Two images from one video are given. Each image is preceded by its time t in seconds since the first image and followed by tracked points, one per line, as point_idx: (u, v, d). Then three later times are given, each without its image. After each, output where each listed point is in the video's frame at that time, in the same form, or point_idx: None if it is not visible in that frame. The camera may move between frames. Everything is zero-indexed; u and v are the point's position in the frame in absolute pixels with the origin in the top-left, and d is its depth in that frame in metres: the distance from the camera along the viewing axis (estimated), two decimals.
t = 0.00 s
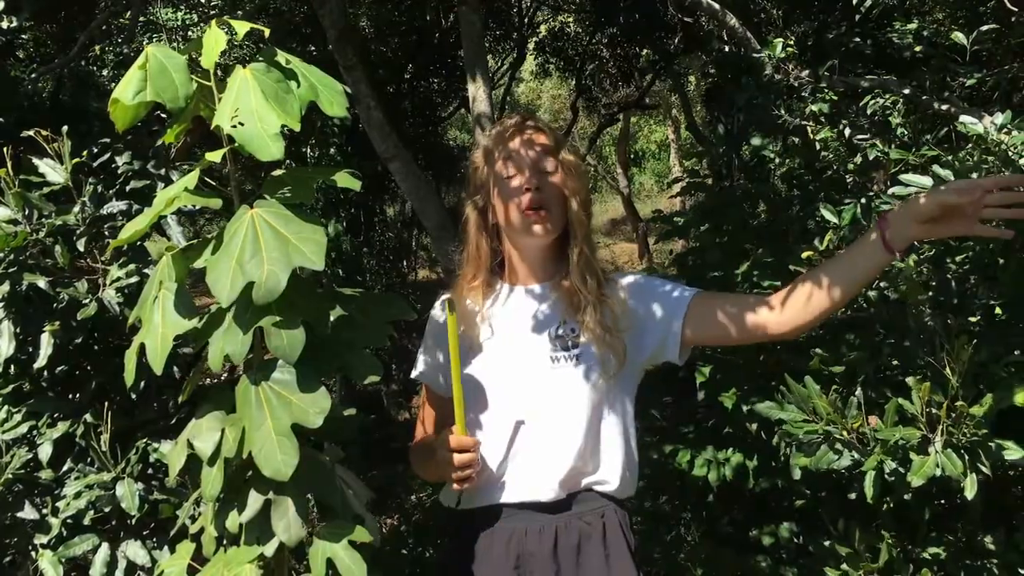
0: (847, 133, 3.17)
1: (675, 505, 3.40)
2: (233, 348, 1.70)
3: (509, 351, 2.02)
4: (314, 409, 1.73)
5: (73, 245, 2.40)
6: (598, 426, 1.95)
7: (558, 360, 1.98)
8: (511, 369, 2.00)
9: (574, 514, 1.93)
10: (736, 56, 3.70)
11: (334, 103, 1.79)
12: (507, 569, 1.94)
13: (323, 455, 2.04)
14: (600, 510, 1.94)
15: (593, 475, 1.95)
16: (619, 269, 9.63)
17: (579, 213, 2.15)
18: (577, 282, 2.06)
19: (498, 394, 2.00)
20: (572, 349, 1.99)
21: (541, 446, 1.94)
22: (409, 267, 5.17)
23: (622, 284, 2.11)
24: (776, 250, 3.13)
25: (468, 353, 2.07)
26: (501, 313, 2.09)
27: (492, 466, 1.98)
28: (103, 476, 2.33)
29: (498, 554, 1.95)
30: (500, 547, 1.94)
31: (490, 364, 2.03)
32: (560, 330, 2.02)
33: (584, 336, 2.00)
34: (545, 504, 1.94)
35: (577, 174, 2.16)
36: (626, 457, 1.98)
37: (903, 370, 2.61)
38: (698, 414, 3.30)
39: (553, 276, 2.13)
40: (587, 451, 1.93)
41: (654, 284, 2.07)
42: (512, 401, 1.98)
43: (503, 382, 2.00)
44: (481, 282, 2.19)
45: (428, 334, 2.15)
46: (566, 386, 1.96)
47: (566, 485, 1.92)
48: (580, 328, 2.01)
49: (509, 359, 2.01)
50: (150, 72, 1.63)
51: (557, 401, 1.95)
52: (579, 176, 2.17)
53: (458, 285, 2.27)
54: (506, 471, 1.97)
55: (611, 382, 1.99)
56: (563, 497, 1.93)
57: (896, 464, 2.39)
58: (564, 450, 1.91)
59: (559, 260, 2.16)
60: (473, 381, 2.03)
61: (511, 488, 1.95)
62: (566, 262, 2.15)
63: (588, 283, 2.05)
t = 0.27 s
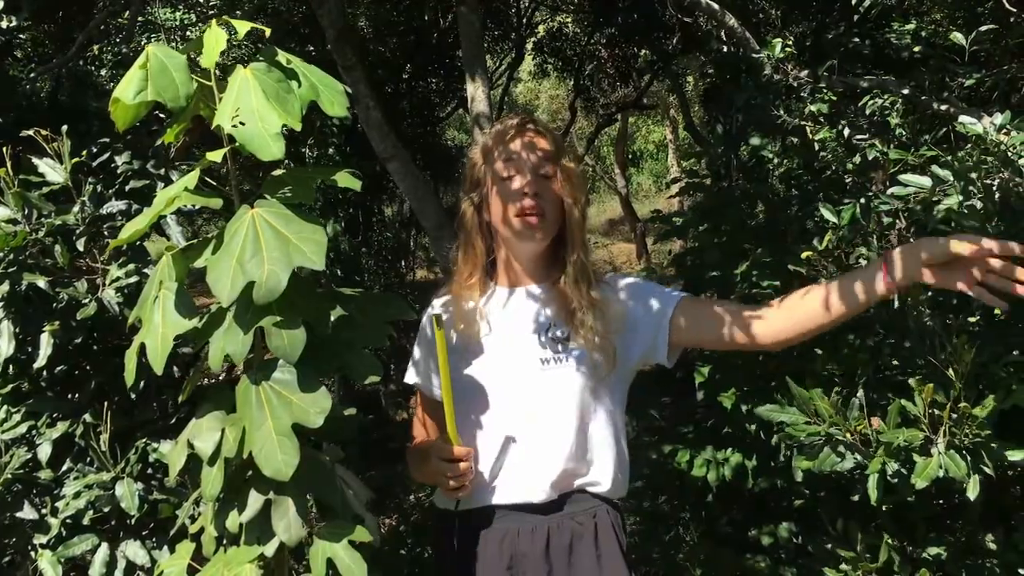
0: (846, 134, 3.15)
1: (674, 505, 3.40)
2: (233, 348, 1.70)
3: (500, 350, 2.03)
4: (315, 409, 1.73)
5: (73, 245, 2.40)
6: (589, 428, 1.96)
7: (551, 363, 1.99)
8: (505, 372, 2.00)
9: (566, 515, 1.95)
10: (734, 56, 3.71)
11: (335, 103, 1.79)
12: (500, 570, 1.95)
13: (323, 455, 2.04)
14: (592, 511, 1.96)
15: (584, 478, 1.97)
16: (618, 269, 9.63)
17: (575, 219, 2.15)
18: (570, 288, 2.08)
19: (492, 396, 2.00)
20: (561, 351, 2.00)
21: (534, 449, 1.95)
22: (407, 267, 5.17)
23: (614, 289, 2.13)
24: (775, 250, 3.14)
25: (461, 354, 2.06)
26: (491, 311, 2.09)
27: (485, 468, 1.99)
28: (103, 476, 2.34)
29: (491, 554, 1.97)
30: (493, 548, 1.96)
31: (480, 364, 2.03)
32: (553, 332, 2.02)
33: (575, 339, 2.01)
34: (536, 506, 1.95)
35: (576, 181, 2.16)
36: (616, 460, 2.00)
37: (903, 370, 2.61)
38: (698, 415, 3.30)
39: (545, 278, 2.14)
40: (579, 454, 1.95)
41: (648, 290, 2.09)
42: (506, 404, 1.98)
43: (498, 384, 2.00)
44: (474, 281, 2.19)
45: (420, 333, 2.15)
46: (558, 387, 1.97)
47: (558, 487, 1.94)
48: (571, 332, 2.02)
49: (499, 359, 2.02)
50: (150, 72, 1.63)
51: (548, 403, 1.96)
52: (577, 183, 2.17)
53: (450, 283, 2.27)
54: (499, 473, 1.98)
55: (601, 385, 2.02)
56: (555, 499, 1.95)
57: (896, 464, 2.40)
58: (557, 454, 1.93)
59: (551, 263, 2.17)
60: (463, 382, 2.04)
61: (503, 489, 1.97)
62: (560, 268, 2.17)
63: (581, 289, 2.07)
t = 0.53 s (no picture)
0: (845, 134, 3.14)
1: (672, 506, 3.40)
2: (232, 347, 1.69)
3: (497, 350, 2.02)
4: (314, 408, 1.73)
5: (71, 244, 2.39)
6: (586, 433, 1.98)
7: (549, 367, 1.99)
8: (506, 373, 2.00)
9: (563, 514, 1.97)
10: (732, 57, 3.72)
11: (334, 102, 1.78)
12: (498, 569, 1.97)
13: (322, 454, 2.03)
14: (589, 510, 1.98)
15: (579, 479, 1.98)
16: (616, 270, 9.63)
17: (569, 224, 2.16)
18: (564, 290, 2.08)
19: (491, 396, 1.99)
20: (557, 356, 2.00)
21: (531, 451, 1.95)
22: (405, 268, 5.17)
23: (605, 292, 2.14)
24: (774, 250, 3.15)
25: (456, 354, 2.05)
26: (487, 308, 2.09)
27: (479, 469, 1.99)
28: (101, 475, 2.34)
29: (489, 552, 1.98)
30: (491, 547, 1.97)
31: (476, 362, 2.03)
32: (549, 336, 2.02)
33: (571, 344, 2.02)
34: (530, 507, 1.96)
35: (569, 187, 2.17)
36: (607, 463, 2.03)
37: (903, 370, 2.60)
38: (697, 415, 3.29)
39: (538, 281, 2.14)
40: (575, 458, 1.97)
41: (645, 297, 2.10)
42: (505, 405, 1.98)
43: (496, 385, 2.00)
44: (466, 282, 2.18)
45: (414, 330, 2.14)
46: (556, 393, 1.98)
47: (555, 489, 1.96)
48: (569, 338, 2.03)
49: (496, 360, 2.02)
50: (149, 71, 1.62)
51: (546, 407, 1.96)
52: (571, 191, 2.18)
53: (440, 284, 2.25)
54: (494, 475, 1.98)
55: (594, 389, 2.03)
56: (552, 500, 1.97)
57: (896, 464, 2.40)
58: (553, 457, 1.94)
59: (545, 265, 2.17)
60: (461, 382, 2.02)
61: (498, 491, 1.98)
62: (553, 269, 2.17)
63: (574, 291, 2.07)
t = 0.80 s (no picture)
0: (845, 134, 3.18)
1: (672, 506, 3.40)
2: (234, 348, 1.69)
3: (496, 350, 2.02)
4: (315, 409, 1.73)
5: (72, 245, 2.39)
6: (586, 435, 1.99)
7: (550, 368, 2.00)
8: (506, 373, 1.99)
9: (562, 515, 1.98)
10: (731, 56, 3.72)
11: (335, 102, 1.78)
12: (497, 569, 1.97)
13: (322, 454, 2.03)
14: (587, 511, 1.99)
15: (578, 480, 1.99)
16: (615, 270, 9.62)
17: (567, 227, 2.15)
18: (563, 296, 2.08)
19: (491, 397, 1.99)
20: (555, 360, 2.00)
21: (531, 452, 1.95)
22: (405, 268, 5.17)
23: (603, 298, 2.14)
24: (774, 250, 3.15)
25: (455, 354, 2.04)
26: (487, 308, 2.08)
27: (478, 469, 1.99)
28: (102, 476, 2.34)
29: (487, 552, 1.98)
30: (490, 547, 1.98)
31: (475, 362, 2.02)
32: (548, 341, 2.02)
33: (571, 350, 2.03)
34: (530, 507, 1.97)
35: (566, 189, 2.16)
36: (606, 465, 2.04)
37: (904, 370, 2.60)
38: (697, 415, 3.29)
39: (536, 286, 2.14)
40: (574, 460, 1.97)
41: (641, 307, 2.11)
42: (505, 406, 1.98)
43: (496, 386, 1.99)
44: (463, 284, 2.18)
45: (412, 329, 2.13)
46: (556, 394, 1.98)
47: (554, 490, 1.96)
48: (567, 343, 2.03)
49: (495, 360, 2.01)
50: (150, 71, 1.62)
51: (546, 408, 1.97)
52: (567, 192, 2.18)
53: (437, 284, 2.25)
54: (493, 475, 1.98)
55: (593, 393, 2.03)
56: (551, 501, 1.97)
57: (897, 464, 2.40)
58: (554, 458, 1.95)
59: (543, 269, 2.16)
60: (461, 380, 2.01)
61: (498, 491, 1.98)
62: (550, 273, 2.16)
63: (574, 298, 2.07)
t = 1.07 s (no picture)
0: (845, 134, 3.23)
1: (672, 506, 3.40)
2: (235, 348, 1.69)
3: (495, 349, 2.03)
4: (317, 409, 1.72)
5: (72, 245, 2.39)
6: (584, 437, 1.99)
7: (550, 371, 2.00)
8: (506, 375, 2.00)
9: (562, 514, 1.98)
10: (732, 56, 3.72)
11: (336, 102, 1.78)
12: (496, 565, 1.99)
13: (323, 454, 2.03)
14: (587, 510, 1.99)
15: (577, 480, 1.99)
16: (615, 270, 9.61)
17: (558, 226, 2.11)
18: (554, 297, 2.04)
19: (491, 398, 2.00)
20: (547, 364, 2.01)
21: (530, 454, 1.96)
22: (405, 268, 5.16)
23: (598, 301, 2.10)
24: (774, 250, 3.15)
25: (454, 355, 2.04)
26: (485, 308, 2.09)
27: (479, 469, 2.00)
28: (103, 476, 2.33)
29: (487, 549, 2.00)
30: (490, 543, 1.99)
31: (473, 361, 2.03)
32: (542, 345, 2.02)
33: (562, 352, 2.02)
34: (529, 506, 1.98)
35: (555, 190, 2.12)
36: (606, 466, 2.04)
37: (905, 370, 2.60)
38: (697, 415, 3.29)
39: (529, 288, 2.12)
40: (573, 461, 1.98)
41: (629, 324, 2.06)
42: (505, 407, 1.99)
43: (497, 387, 2.00)
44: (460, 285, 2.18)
45: (406, 331, 2.12)
46: (556, 396, 1.98)
47: (554, 490, 1.97)
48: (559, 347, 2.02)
49: (493, 360, 2.02)
50: (152, 71, 1.62)
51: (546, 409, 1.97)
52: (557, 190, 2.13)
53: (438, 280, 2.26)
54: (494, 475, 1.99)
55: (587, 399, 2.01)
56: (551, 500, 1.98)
57: (898, 464, 2.40)
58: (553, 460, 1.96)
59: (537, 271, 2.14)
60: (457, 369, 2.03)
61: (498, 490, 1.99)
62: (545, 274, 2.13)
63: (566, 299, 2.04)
